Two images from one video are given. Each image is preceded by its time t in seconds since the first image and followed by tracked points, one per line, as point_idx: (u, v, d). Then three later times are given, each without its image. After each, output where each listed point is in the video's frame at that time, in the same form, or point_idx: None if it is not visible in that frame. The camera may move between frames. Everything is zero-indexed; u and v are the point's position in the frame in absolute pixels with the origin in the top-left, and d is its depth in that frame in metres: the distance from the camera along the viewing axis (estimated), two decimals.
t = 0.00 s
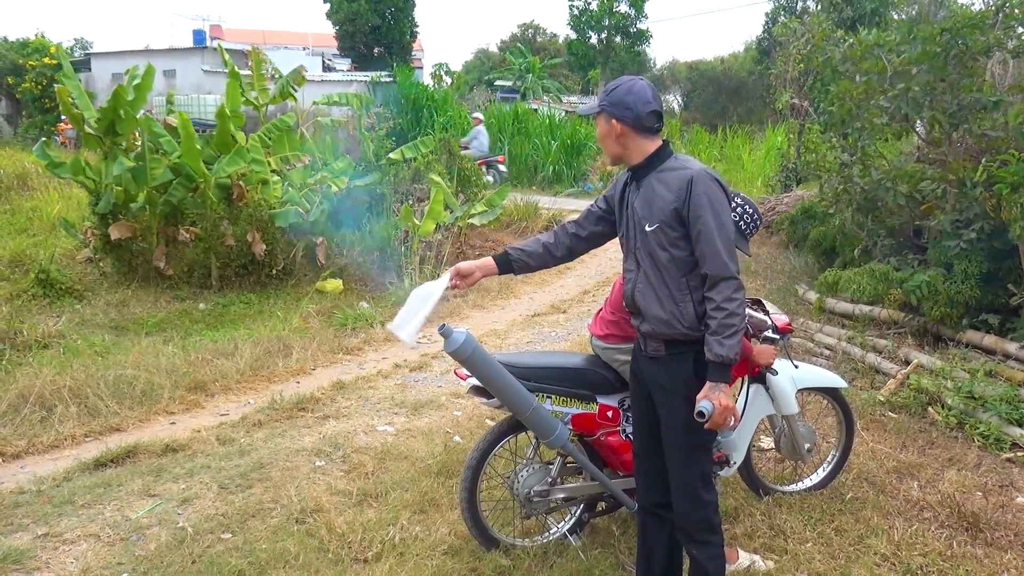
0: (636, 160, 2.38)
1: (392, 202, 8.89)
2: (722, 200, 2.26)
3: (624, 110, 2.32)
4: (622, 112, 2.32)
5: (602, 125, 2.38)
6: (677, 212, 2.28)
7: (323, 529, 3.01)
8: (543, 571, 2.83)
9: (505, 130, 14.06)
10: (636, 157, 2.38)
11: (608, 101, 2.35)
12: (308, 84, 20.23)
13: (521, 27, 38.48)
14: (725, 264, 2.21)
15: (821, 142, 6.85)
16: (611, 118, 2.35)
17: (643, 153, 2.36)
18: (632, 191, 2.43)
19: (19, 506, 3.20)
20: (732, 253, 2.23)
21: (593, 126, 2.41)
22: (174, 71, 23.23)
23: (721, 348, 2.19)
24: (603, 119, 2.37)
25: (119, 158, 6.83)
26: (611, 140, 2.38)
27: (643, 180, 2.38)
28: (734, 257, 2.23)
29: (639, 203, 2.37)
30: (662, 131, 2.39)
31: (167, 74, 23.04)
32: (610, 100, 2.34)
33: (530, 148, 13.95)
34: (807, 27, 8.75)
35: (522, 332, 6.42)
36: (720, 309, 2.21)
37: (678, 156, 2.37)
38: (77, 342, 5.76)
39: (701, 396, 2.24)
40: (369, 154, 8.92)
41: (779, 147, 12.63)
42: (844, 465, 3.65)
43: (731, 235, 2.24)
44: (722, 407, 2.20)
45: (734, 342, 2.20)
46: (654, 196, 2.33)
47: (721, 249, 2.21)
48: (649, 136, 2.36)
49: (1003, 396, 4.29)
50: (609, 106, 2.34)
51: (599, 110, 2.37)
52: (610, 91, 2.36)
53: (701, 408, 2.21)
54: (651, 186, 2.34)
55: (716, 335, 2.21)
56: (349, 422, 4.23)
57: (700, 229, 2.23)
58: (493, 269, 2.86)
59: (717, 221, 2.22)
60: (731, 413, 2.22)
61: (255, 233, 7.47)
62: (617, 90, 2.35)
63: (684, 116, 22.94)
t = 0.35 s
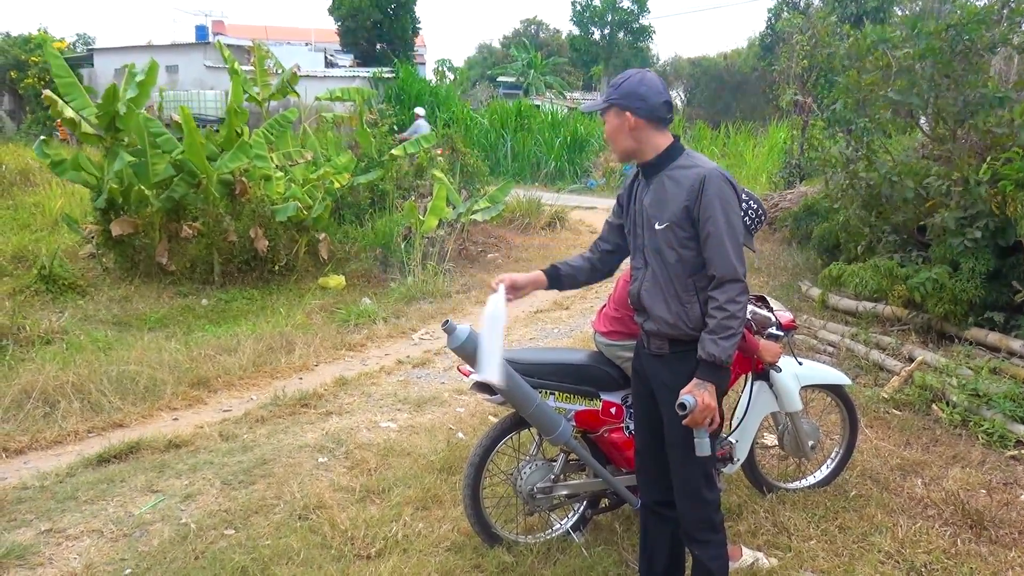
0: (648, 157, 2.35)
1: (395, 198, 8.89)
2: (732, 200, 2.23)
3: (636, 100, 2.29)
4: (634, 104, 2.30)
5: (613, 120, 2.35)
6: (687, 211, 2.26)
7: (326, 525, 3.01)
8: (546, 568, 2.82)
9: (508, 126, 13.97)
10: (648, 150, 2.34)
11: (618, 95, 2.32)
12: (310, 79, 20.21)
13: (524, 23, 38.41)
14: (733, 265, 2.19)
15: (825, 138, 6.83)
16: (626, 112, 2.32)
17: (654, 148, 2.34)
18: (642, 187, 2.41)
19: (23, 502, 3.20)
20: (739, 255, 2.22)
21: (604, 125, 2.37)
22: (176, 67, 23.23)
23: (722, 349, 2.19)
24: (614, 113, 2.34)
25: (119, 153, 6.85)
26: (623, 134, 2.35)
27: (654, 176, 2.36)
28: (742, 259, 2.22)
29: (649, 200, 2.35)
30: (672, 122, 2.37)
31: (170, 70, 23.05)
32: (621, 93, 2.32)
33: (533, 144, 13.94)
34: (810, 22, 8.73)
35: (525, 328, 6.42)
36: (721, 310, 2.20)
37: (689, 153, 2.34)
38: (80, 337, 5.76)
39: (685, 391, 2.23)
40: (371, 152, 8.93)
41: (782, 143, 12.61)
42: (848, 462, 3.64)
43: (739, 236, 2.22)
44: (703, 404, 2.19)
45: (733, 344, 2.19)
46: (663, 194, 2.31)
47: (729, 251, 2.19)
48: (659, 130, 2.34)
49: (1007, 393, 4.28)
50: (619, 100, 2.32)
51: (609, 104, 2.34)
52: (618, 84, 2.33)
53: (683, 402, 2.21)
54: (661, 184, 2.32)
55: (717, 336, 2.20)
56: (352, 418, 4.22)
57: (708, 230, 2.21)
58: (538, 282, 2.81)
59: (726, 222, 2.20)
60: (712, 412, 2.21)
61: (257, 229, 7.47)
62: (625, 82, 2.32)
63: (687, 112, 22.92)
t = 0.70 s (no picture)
0: (666, 155, 2.32)
1: (397, 194, 8.89)
2: (758, 196, 2.23)
3: (658, 94, 2.27)
4: (659, 98, 2.27)
5: (639, 122, 2.28)
6: (714, 208, 2.24)
7: (328, 522, 3.00)
8: (549, 565, 2.81)
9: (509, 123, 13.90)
10: (675, 146, 2.32)
11: (640, 95, 2.27)
12: (311, 75, 20.21)
13: (526, 19, 38.32)
14: (763, 262, 2.19)
15: (828, 135, 6.81)
16: (652, 107, 2.28)
17: (675, 146, 2.32)
18: (655, 186, 2.38)
19: (25, 498, 3.20)
20: (767, 252, 2.22)
21: (628, 127, 2.29)
22: (178, 63, 23.24)
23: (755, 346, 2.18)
24: (637, 116, 2.27)
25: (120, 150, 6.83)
26: (652, 133, 2.30)
27: (672, 174, 2.32)
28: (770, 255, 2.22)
29: (668, 198, 2.32)
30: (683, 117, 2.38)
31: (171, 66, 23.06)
32: (640, 93, 2.27)
33: (534, 141, 13.92)
34: (812, 18, 8.70)
35: (528, 325, 6.41)
36: (753, 307, 2.19)
37: (706, 149, 2.34)
38: (82, 333, 5.77)
39: (724, 393, 2.22)
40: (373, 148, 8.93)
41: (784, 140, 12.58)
42: (851, 459, 3.63)
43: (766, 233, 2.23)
44: (744, 405, 2.18)
45: (764, 341, 2.18)
46: (685, 192, 2.28)
47: (759, 246, 2.19)
48: (677, 124, 2.33)
49: (1010, 391, 4.26)
50: (642, 99, 2.26)
51: (632, 106, 2.26)
52: (637, 84, 2.27)
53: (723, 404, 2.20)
54: (683, 181, 2.29)
55: (749, 334, 2.18)
56: (354, 415, 4.22)
57: (738, 227, 2.19)
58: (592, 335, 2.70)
59: (756, 218, 2.19)
60: (753, 412, 2.21)
61: (259, 225, 7.46)
62: (642, 80, 2.28)
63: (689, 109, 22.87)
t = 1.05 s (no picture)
0: (676, 160, 2.30)
1: (397, 190, 8.88)
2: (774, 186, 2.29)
3: (671, 97, 2.26)
4: (673, 101, 2.27)
5: (657, 126, 2.24)
6: (738, 202, 2.26)
7: (329, 519, 2.99)
8: (551, 562, 2.79)
9: (509, 119, 13.89)
10: (684, 149, 2.32)
11: (656, 98, 2.24)
12: (311, 70, 20.17)
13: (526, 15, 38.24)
14: (796, 246, 2.26)
15: (829, 131, 6.79)
16: (667, 112, 2.26)
17: (683, 150, 2.31)
18: (662, 193, 2.34)
19: (25, 494, 3.19)
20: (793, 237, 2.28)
21: (647, 132, 2.24)
22: (178, 59, 23.22)
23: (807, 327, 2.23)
24: (656, 119, 2.24)
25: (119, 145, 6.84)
26: (668, 138, 2.27)
27: (683, 178, 2.30)
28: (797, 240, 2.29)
29: (685, 203, 2.29)
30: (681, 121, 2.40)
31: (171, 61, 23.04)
32: (654, 97, 2.24)
33: (534, 137, 13.90)
34: (813, 14, 8.67)
35: (529, 321, 6.40)
36: (795, 292, 2.23)
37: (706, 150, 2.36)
38: (81, 329, 5.76)
39: (785, 384, 2.25)
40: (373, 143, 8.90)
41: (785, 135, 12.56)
42: (853, 456, 3.62)
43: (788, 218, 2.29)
44: (810, 391, 2.24)
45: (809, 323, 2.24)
46: (705, 193, 2.27)
47: (791, 231, 2.25)
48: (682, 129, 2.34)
49: (1013, 387, 4.25)
50: (660, 102, 2.24)
51: (652, 109, 2.23)
52: (654, 89, 2.24)
53: (791, 396, 2.23)
54: (698, 182, 2.28)
55: (797, 319, 2.22)
56: (355, 411, 4.21)
57: (769, 217, 2.23)
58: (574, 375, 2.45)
59: (780, 206, 2.25)
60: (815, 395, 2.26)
61: (259, 221, 7.45)
62: (655, 84, 2.26)
63: (689, 105, 22.83)
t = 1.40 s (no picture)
0: (679, 158, 2.28)
1: (392, 186, 8.85)
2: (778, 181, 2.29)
3: (672, 95, 2.23)
4: (674, 100, 2.24)
5: (658, 125, 2.22)
6: (746, 199, 2.24)
7: (326, 517, 2.97)
8: (550, 560, 2.78)
9: (505, 114, 13.85)
10: (686, 148, 2.29)
11: (656, 98, 2.21)
12: (305, 66, 20.09)
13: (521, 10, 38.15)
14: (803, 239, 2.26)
15: (825, 126, 6.78)
16: (668, 111, 2.23)
17: (685, 148, 2.29)
18: (666, 192, 2.31)
19: (19, 493, 3.17)
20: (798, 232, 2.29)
21: (648, 131, 2.21)
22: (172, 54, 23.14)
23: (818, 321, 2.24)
24: (657, 119, 2.22)
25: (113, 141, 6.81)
26: (668, 138, 2.25)
27: (686, 177, 2.28)
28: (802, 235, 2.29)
29: (690, 201, 2.27)
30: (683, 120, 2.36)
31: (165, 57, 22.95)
32: (655, 96, 2.21)
33: (530, 132, 13.87)
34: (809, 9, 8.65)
35: (525, 317, 6.38)
36: (803, 288, 2.24)
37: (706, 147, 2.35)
38: (75, 326, 5.73)
39: (801, 380, 2.30)
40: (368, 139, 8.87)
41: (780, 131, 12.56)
42: (852, 452, 3.62)
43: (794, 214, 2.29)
44: (826, 386, 2.29)
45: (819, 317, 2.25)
46: (711, 191, 2.25)
47: (798, 227, 2.25)
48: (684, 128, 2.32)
49: (1010, 382, 4.24)
50: (660, 101, 2.21)
51: (652, 109, 2.20)
52: (655, 88, 2.21)
53: (807, 394, 2.28)
54: (703, 180, 2.26)
55: (808, 315, 2.23)
56: (352, 408, 4.19)
57: (776, 212, 2.23)
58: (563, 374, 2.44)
59: (786, 201, 2.25)
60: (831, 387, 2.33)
61: (254, 217, 7.42)
62: (656, 83, 2.22)
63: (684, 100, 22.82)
